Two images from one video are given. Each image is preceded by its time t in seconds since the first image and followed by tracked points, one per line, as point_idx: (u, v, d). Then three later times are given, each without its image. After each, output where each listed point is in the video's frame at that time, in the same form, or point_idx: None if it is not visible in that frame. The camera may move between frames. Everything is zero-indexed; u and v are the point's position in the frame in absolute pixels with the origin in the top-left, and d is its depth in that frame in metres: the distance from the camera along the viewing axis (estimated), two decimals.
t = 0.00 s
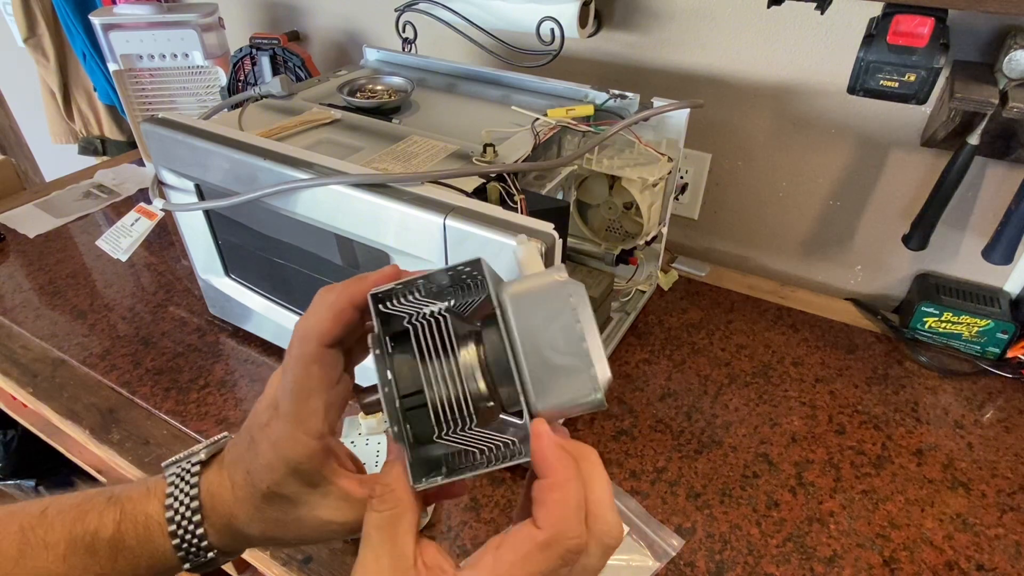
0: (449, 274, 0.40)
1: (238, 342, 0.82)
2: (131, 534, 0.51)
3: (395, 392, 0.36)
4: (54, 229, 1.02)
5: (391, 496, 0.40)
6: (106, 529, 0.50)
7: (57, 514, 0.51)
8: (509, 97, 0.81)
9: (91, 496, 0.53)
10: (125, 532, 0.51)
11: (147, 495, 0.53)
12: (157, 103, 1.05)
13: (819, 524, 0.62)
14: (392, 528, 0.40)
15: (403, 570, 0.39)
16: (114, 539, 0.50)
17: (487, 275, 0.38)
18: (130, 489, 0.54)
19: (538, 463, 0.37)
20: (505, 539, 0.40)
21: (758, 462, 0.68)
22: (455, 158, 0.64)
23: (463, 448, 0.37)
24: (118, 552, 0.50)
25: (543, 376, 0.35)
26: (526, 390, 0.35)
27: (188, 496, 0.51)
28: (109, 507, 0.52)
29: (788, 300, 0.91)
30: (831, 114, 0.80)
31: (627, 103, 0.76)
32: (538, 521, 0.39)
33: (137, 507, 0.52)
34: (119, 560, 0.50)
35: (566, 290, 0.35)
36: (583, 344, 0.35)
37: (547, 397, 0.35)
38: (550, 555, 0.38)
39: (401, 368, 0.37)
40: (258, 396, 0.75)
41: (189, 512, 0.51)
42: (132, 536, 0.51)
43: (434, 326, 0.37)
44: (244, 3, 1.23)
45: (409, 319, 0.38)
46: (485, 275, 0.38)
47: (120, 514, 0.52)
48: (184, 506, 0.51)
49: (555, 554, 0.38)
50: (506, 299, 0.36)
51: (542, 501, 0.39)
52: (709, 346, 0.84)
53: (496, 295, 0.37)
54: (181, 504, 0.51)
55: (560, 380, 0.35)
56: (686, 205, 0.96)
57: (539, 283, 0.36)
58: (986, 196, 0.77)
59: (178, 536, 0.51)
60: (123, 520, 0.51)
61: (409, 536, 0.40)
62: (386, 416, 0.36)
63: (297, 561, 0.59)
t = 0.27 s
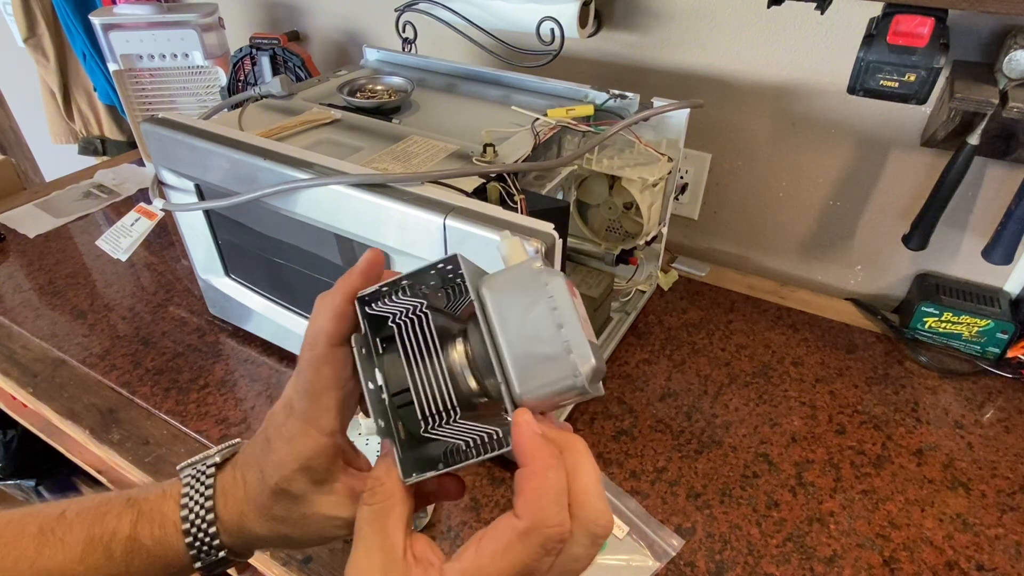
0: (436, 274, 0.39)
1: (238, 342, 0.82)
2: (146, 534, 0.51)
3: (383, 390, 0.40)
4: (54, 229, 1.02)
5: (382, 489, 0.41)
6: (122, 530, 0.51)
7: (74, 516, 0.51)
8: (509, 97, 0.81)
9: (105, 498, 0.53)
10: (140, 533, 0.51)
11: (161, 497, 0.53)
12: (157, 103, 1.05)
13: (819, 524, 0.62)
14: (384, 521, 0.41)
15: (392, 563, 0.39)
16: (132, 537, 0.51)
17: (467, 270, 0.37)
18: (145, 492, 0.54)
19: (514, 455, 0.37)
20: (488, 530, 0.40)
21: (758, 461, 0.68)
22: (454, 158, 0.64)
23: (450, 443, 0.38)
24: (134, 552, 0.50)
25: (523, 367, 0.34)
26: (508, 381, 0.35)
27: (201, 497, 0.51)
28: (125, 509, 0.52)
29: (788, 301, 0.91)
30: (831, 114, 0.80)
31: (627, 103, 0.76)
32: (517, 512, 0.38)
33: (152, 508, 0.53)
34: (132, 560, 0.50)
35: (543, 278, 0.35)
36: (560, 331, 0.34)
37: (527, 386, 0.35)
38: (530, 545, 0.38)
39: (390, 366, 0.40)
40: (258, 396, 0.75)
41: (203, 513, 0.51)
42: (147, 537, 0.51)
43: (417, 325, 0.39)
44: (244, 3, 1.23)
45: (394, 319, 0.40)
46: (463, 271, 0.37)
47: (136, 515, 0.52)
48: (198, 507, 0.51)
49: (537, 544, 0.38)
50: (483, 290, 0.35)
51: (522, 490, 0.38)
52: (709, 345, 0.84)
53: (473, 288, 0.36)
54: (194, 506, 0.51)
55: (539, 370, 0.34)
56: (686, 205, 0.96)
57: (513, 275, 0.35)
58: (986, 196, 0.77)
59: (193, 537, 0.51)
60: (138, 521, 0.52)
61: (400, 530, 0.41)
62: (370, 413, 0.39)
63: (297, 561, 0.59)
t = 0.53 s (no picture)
0: (470, 281, 0.43)
1: (238, 342, 0.82)
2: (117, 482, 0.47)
3: (417, 392, 0.42)
4: (54, 229, 1.02)
5: (413, 492, 0.42)
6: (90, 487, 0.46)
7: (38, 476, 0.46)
8: (509, 97, 0.81)
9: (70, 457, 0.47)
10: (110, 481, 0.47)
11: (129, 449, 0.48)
12: (157, 103, 1.05)
13: (819, 524, 0.62)
14: (415, 527, 0.41)
15: (424, 567, 0.40)
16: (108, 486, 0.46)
17: (504, 280, 0.41)
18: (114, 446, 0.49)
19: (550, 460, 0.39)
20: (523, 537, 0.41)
21: (758, 461, 0.68)
22: (454, 158, 0.64)
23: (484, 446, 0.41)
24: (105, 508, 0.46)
25: (559, 373, 0.38)
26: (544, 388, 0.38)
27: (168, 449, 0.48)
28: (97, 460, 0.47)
29: (788, 301, 0.91)
30: (832, 114, 0.80)
31: (627, 103, 0.76)
32: (552, 518, 0.40)
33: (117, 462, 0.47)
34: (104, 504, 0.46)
35: (579, 289, 0.39)
36: (594, 341, 0.38)
37: (560, 394, 0.38)
38: (566, 551, 0.39)
39: (425, 370, 0.43)
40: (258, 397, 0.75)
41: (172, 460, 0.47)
42: (115, 486, 0.46)
43: (453, 331, 0.43)
44: (244, 3, 1.23)
45: (429, 324, 0.43)
46: (501, 282, 0.41)
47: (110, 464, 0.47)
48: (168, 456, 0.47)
49: (574, 550, 0.39)
50: (523, 300, 0.39)
51: (558, 498, 0.40)
52: (709, 346, 0.84)
53: (511, 300, 0.40)
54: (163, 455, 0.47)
55: (572, 376, 0.38)
56: (686, 205, 0.96)
57: (551, 287, 0.39)
58: (986, 196, 0.77)
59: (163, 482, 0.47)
60: (109, 468, 0.47)
61: (430, 534, 0.41)
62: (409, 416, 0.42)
63: (297, 561, 0.59)
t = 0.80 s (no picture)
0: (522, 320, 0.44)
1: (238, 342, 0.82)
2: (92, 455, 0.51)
3: (469, 422, 0.41)
4: (54, 229, 1.02)
5: (455, 515, 0.45)
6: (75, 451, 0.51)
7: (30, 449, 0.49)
8: (509, 97, 0.81)
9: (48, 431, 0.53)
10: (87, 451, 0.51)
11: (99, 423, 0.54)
12: (157, 103, 1.05)
13: (819, 524, 0.62)
14: (456, 547, 0.44)
15: None
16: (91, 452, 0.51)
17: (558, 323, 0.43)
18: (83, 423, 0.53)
19: (602, 495, 0.43)
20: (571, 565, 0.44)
21: (758, 462, 0.68)
22: (455, 158, 0.64)
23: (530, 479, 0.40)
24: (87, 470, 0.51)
25: (607, 415, 0.41)
26: (593, 430, 0.40)
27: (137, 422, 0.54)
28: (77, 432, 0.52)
29: (788, 301, 0.91)
30: (832, 114, 0.80)
31: (627, 103, 0.76)
32: (603, 549, 0.44)
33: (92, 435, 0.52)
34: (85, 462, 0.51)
35: (628, 340, 0.42)
36: (643, 390, 0.41)
37: (608, 437, 0.40)
38: None
39: (475, 401, 0.42)
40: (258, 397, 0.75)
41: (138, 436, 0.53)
42: (90, 452, 0.51)
43: (508, 363, 0.42)
44: (244, 3, 1.23)
45: (484, 355, 0.43)
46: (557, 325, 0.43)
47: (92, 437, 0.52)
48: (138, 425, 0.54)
49: None
50: (577, 345, 0.42)
51: (608, 530, 0.44)
52: (709, 346, 0.84)
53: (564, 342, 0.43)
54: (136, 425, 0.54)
55: (621, 420, 0.40)
56: (686, 205, 0.96)
57: (603, 335, 0.42)
58: (986, 195, 0.77)
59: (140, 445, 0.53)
60: (82, 439, 0.52)
61: (472, 557, 0.44)
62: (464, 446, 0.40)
63: (297, 561, 0.59)
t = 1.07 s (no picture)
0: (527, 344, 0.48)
1: (238, 342, 0.83)
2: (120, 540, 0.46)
3: (479, 435, 0.45)
4: (54, 229, 1.02)
5: (464, 520, 0.45)
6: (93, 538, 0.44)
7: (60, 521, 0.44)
8: (509, 97, 0.81)
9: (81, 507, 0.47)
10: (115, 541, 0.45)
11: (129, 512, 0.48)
12: (157, 103, 1.05)
13: (819, 524, 0.62)
14: (464, 552, 0.44)
15: None
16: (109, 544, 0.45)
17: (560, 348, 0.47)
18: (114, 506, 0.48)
19: (599, 503, 0.43)
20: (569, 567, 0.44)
21: (758, 462, 0.68)
22: (455, 158, 0.64)
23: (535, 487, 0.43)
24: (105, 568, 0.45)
25: (604, 429, 0.43)
26: (590, 442, 0.43)
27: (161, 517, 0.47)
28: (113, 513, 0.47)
29: (788, 301, 0.91)
30: (831, 114, 0.80)
31: (627, 103, 0.76)
32: (601, 550, 0.44)
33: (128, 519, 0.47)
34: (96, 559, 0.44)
35: (622, 365, 0.46)
36: (638, 409, 0.44)
37: (605, 449, 0.43)
38: None
39: (486, 419, 0.46)
40: (258, 397, 0.75)
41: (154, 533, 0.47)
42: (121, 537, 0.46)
43: (516, 382, 0.47)
44: (244, 3, 1.23)
45: (495, 375, 0.48)
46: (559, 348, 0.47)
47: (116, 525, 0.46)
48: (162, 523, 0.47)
49: None
50: (575, 364, 0.46)
51: (608, 533, 0.44)
52: (709, 346, 0.84)
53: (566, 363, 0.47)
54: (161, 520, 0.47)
55: (616, 434, 0.43)
56: (686, 205, 0.96)
57: (599, 357, 0.46)
58: (986, 195, 0.77)
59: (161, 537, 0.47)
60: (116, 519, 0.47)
61: (479, 559, 0.44)
62: (477, 457, 0.44)
63: (297, 561, 0.59)
